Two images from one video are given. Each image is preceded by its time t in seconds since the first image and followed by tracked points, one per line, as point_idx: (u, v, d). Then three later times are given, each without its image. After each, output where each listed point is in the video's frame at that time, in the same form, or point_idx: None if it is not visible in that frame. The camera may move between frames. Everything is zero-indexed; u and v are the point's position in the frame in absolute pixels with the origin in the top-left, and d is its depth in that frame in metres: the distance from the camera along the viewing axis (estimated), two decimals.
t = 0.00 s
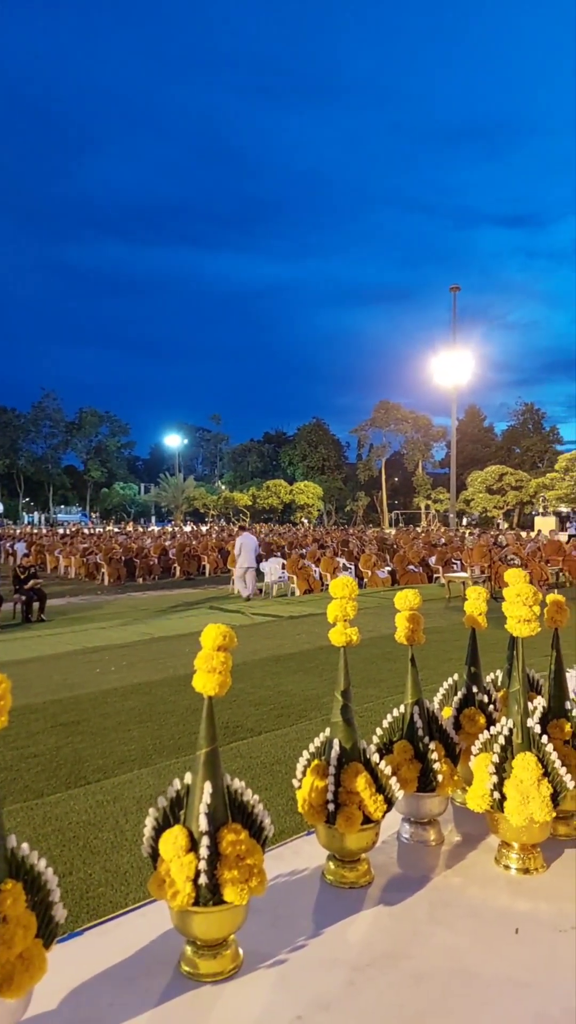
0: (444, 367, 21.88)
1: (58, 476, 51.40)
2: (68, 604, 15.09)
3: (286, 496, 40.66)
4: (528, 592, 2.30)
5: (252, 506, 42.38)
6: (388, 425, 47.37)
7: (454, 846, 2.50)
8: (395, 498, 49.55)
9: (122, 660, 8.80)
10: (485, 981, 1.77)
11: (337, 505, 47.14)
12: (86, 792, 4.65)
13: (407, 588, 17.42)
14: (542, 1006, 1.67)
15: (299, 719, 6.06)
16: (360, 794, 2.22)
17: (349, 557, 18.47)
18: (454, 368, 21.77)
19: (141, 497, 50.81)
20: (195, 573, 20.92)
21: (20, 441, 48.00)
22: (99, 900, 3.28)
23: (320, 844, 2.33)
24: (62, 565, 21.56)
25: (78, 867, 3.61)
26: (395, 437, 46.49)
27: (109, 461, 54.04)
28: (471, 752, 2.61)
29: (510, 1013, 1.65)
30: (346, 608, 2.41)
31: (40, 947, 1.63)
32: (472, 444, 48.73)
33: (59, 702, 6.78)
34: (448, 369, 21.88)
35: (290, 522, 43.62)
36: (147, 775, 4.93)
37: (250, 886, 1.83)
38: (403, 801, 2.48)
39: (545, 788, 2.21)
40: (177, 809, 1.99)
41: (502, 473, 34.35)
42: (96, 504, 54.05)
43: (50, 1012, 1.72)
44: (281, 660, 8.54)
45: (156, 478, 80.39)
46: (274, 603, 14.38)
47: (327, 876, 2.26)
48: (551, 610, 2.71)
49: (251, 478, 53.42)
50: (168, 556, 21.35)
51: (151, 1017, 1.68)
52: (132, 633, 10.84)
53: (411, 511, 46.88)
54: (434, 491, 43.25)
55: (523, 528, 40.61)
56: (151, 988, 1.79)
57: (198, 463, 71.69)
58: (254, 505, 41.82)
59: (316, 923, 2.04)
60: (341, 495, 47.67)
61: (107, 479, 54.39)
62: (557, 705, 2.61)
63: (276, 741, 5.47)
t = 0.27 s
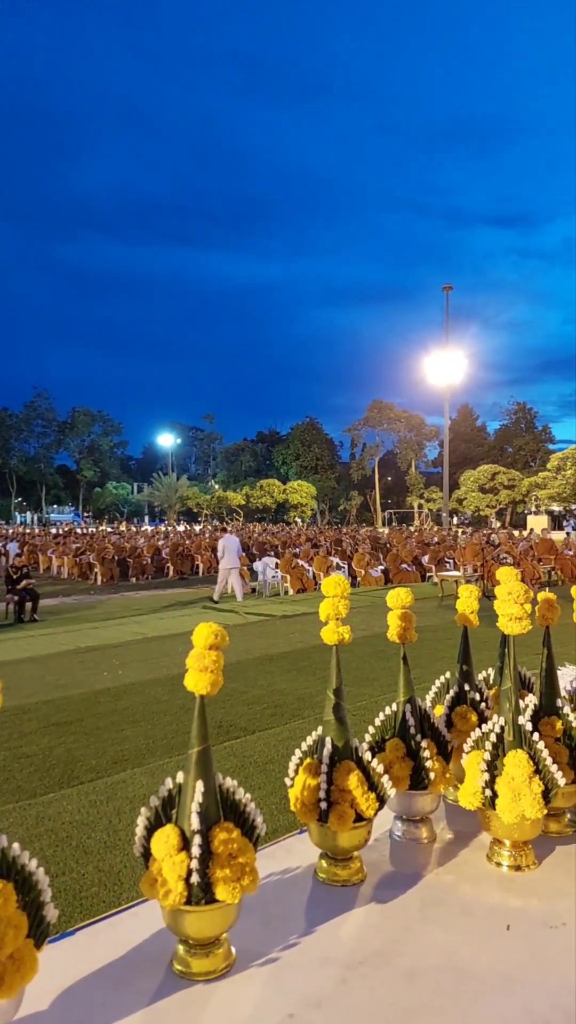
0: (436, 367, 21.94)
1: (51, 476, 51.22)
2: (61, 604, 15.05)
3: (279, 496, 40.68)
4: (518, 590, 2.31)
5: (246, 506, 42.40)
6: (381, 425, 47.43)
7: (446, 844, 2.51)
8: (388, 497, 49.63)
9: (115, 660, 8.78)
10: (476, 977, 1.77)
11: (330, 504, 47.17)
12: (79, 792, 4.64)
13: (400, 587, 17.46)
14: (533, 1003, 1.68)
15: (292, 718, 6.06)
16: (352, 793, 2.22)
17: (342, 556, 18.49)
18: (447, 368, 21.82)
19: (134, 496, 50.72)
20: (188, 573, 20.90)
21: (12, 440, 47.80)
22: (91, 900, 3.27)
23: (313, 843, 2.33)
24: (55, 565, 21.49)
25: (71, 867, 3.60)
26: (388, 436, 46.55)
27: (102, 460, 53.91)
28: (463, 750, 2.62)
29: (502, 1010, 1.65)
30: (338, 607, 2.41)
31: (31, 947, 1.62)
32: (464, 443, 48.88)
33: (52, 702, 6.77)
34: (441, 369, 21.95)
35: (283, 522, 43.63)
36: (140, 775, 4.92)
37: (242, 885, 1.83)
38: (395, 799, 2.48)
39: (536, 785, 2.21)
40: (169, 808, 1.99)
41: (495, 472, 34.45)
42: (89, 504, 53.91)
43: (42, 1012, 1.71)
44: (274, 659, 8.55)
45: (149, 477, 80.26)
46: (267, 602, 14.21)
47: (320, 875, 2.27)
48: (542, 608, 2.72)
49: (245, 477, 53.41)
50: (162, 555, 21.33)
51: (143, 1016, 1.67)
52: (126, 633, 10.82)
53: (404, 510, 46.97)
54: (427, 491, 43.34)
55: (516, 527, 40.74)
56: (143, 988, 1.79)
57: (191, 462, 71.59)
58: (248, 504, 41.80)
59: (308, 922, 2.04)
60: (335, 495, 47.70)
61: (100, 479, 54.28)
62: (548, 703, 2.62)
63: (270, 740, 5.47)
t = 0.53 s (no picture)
0: (429, 366, 21.99)
1: (43, 476, 51.03)
2: (53, 603, 15.02)
3: (272, 495, 40.68)
4: (509, 588, 2.31)
5: (239, 505, 42.38)
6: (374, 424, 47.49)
7: (438, 841, 2.52)
8: (381, 497, 49.70)
9: (108, 660, 8.76)
10: (467, 974, 1.78)
11: (323, 503, 47.22)
12: (71, 792, 4.62)
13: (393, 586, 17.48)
14: (524, 998, 1.69)
15: (285, 717, 6.06)
16: (344, 791, 2.22)
17: (335, 555, 18.52)
18: (440, 367, 21.86)
19: (127, 496, 50.60)
20: (181, 573, 20.89)
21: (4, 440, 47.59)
22: (84, 900, 3.26)
23: (305, 841, 2.33)
24: (47, 565, 21.43)
25: (63, 867, 3.59)
26: (381, 436, 46.62)
27: (94, 459, 53.77)
28: (455, 747, 2.62)
29: (494, 1007, 1.66)
30: (330, 605, 2.41)
31: (22, 948, 1.61)
32: (457, 442, 48.99)
33: (43, 702, 6.74)
34: (433, 369, 22.00)
35: (276, 521, 43.64)
36: (133, 775, 4.91)
37: (234, 883, 1.83)
38: (387, 796, 2.48)
39: (527, 782, 2.22)
40: (160, 807, 1.98)
41: (487, 472, 34.56)
42: (81, 503, 53.75)
43: (33, 1012, 1.71)
44: (267, 658, 8.55)
45: (142, 477, 80.10)
46: (260, 603, 14.01)
47: (312, 873, 2.27)
48: (533, 605, 2.72)
49: (238, 477, 53.38)
50: (154, 554, 21.28)
51: (135, 1016, 1.67)
52: (117, 633, 10.76)
53: (397, 510, 47.06)
54: (419, 490, 43.43)
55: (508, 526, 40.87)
56: (134, 988, 1.78)
57: (184, 461, 71.47)
58: (241, 504, 41.78)
59: (300, 920, 2.03)
60: (328, 494, 47.74)
61: (93, 478, 54.16)
62: (539, 699, 2.63)
63: (263, 739, 5.47)
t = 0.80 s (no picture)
0: (423, 366, 22.01)
1: (36, 475, 50.86)
2: (46, 602, 14.97)
3: (266, 494, 40.68)
4: (501, 586, 2.32)
5: (233, 504, 42.35)
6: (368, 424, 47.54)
7: (430, 839, 2.52)
8: (375, 497, 49.75)
9: (101, 659, 8.73)
10: (459, 971, 1.79)
11: (318, 503, 47.24)
12: (64, 791, 4.60)
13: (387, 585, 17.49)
14: (516, 995, 1.70)
15: (279, 716, 6.06)
16: (337, 790, 2.22)
17: (329, 554, 18.54)
18: (434, 367, 21.90)
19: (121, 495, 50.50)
20: (175, 572, 20.87)
21: None
22: (77, 900, 3.25)
23: (298, 840, 2.34)
24: (40, 564, 21.36)
25: (56, 867, 3.57)
26: (375, 435, 46.67)
27: (88, 458, 53.63)
28: (447, 745, 2.63)
29: (486, 1004, 1.67)
30: (323, 604, 2.41)
31: (13, 948, 1.61)
32: (450, 442, 49.09)
33: (35, 701, 6.71)
34: (427, 369, 22.04)
35: (270, 520, 43.64)
36: (126, 774, 4.89)
37: (227, 882, 1.82)
38: (380, 795, 2.49)
39: (519, 780, 2.23)
40: (153, 806, 1.98)
41: (480, 472, 34.64)
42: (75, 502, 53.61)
43: (25, 1012, 1.70)
44: (261, 656, 8.56)
45: (136, 476, 79.94)
46: (254, 603, 13.81)
47: (305, 871, 2.27)
48: (526, 604, 2.73)
49: (232, 476, 53.34)
50: (148, 553, 21.23)
51: (127, 1015, 1.66)
52: (111, 632, 10.70)
53: (391, 509, 47.12)
54: (413, 489, 43.51)
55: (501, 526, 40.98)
56: (127, 987, 1.78)
57: (178, 460, 71.33)
58: (235, 503, 41.75)
59: (293, 919, 2.03)
60: (322, 494, 47.78)
61: (86, 477, 54.05)
62: (531, 698, 2.64)
63: (257, 738, 5.47)
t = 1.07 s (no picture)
0: (414, 366, 22.06)
1: (26, 474, 50.58)
2: (35, 602, 14.89)
3: (258, 494, 40.64)
4: (490, 585, 2.33)
5: (224, 503, 42.33)
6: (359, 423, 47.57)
7: (420, 838, 2.53)
8: (366, 496, 49.81)
9: (92, 659, 8.70)
10: (447, 969, 1.79)
11: (309, 502, 47.25)
12: (54, 792, 4.58)
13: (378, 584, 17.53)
14: (506, 992, 1.70)
15: (269, 716, 6.06)
16: (326, 789, 2.23)
17: (320, 553, 18.56)
18: (425, 367, 21.96)
19: (111, 495, 50.32)
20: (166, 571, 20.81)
21: None
22: (67, 900, 3.24)
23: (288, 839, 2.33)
24: (30, 563, 21.24)
25: (45, 868, 3.56)
26: (366, 435, 46.73)
27: (78, 457, 53.45)
28: (438, 743, 2.64)
29: (475, 1001, 1.67)
30: (313, 604, 2.41)
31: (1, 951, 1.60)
32: (441, 442, 49.23)
33: (25, 702, 6.68)
34: (418, 369, 22.09)
35: (262, 520, 43.62)
36: (116, 775, 4.88)
37: (217, 881, 1.82)
38: (370, 793, 2.49)
39: (508, 779, 2.25)
40: (143, 807, 1.97)
41: (471, 472, 34.75)
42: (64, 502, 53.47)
43: (12, 1013, 1.69)
44: (252, 656, 8.55)
45: (127, 475, 79.70)
46: (247, 602, 13.72)
47: (295, 870, 2.27)
48: (515, 604, 2.74)
49: (223, 475, 53.28)
50: (139, 553, 21.18)
51: (116, 1016, 1.66)
52: (102, 632, 10.66)
53: (382, 509, 47.28)
54: (404, 489, 43.59)
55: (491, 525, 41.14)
56: (116, 988, 1.77)
57: (169, 459, 71.15)
58: (226, 502, 41.68)
59: (282, 919, 2.03)
60: (313, 494, 47.81)
61: (76, 476, 53.86)
62: (520, 697, 2.66)
63: (247, 738, 5.46)
